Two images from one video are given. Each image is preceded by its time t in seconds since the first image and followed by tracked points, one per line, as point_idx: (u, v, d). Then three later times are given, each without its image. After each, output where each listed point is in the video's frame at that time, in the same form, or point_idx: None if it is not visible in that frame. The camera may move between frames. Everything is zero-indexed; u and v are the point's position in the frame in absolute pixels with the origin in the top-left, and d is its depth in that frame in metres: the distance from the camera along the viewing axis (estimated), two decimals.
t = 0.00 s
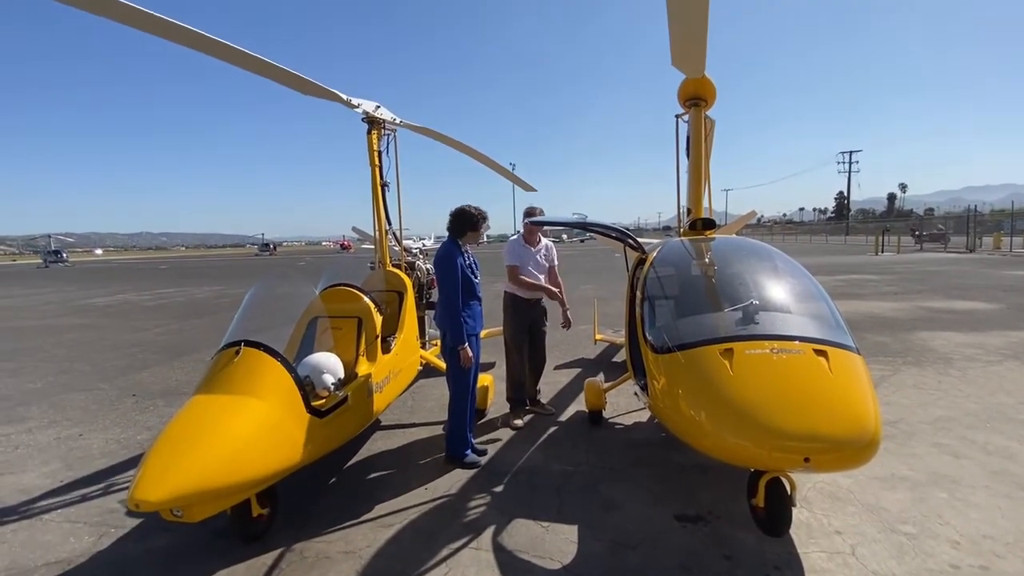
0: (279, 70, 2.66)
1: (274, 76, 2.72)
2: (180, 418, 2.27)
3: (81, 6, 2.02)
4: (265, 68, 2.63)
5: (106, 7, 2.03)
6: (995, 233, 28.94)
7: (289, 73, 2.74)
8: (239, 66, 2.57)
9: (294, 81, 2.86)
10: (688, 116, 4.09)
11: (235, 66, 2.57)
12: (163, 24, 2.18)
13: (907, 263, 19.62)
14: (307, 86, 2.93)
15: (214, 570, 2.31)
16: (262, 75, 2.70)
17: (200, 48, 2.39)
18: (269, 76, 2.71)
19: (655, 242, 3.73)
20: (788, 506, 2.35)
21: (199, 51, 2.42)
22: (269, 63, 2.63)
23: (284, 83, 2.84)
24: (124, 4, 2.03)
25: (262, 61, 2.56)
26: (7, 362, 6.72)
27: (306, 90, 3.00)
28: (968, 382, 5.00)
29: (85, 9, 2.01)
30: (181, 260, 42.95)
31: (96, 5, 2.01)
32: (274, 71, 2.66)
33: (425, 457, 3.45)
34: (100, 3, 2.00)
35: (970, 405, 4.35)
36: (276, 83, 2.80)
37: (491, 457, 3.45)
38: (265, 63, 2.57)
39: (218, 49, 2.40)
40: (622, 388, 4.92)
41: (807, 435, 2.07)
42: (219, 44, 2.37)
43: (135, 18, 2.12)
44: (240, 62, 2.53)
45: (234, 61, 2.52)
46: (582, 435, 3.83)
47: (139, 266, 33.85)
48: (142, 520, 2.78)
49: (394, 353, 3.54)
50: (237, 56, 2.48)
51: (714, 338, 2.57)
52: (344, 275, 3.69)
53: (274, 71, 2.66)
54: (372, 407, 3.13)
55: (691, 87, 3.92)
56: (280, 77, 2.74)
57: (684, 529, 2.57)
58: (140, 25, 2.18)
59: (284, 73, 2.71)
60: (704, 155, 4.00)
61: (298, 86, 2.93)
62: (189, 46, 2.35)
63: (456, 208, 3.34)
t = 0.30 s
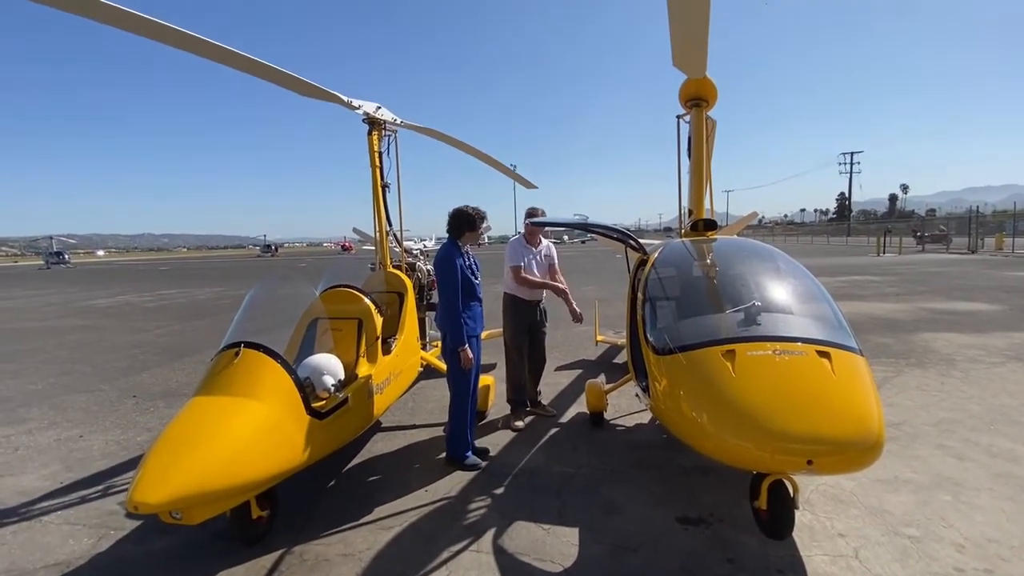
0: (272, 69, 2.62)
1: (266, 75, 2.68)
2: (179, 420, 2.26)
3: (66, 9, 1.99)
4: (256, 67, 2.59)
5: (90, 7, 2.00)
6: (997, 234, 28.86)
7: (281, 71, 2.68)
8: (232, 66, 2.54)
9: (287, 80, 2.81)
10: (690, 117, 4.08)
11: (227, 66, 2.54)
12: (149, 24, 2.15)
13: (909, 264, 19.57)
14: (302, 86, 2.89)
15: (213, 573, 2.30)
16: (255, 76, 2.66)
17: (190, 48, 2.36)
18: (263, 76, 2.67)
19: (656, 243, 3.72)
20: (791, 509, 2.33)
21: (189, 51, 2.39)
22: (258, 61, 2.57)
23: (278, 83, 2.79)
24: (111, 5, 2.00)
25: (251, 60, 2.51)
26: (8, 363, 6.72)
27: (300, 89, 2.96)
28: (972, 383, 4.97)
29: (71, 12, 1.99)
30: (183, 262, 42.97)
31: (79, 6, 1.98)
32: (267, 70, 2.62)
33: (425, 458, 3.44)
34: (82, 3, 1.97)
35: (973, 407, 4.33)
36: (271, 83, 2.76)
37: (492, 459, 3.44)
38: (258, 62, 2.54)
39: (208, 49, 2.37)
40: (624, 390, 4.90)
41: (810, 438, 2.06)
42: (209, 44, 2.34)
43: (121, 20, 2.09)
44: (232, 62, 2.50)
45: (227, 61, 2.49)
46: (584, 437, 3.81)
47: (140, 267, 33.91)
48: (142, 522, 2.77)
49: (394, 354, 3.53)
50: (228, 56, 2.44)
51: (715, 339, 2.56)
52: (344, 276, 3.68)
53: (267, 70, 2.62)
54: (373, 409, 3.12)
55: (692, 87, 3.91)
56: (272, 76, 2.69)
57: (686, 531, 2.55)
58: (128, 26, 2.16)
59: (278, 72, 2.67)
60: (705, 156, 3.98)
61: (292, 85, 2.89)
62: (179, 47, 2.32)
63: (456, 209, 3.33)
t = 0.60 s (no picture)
0: (270, 72, 2.62)
1: (265, 77, 2.67)
2: (179, 421, 2.26)
3: (58, 13, 1.98)
4: (255, 70, 2.58)
5: (83, 12, 1.99)
6: (997, 234, 28.85)
7: (280, 74, 2.68)
8: (229, 69, 2.54)
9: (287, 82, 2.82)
10: (690, 117, 4.07)
11: (224, 69, 2.53)
12: (144, 28, 2.15)
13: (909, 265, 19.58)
14: (300, 89, 2.89)
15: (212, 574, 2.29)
16: (253, 78, 2.66)
17: (186, 51, 2.35)
18: (261, 78, 2.66)
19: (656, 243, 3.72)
20: (792, 512, 2.32)
21: (185, 54, 2.38)
22: (256, 64, 2.57)
23: (277, 85, 2.79)
24: (105, 10, 1.99)
25: (250, 62, 2.50)
26: (8, 364, 6.72)
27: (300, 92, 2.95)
28: (972, 384, 4.97)
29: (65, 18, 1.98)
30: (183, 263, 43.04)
31: (73, 11, 1.97)
32: (265, 73, 2.61)
33: (426, 459, 3.44)
34: (76, 8, 1.96)
35: (974, 407, 4.33)
36: (268, 85, 2.75)
37: (492, 459, 3.44)
38: (255, 65, 2.53)
39: (204, 51, 2.36)
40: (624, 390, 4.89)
41: (811, 438, 2.05)
42: (203, 47, 2.32)
43: (115, 23, 2.08)
44: (229, 65, 2.49)
45: (224, 64, 2.48)
46: (584, 437, 3.81)
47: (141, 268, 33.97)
48: (141, 523, 2.76)
49: (395, 355, 3.53)
50: (225, 58, 2.44)
51: (715, 339, 2.56)
52: (344, 276, 3.69)
53: (265, 73, 2.61)
54: (373, 409, 3.12)
55: (692, 87, 3.91)
56: (271, 79, 2.69)
57: (687, 532, 2.55)
58: (123, 30, 2.15)
59: (276, 74, 2.66)
60: (705, 156, 3.98)
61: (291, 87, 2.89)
62: (175, 50, 2.31)
63: (455, 210, 3.34)
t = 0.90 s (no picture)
0: (265, 73, 2.61)
1: (260, 79, 2.66)
2: (179, 421, 2.26)
3: (49, 18, 1.97)
4: (251, 72, 2.58)
5: (78, 18, 1.99)
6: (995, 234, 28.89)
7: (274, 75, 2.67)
8: (225, 71, 2.53)
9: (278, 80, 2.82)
10: (689, 117, 4.07)
11: (221, 71, 2.53)
12: (138, 32, 2.15)
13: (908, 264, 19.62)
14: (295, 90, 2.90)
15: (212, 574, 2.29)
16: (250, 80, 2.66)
17: (181, 54, 2.35)
18: (257, 80, 2.66)
19: (655, 243, 3.72)
20: (791, 512, 2.32)
21: (180, 57, 2.38)
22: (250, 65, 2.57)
23: (273, 87, 2.79)
24: (98, 15, 1.99)
25: (245, 65, 2.51)
26: (7, 365, 6.73)
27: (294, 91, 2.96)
28: (971, 383, 4.97)
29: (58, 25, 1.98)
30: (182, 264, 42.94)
31: (68, 17, 1.97)
32: (261, 75, 2.61)
33: (425, 460, 3.44)
34: (71, 14, 1.96)
35: (972, 406, 4.34)
36: (262, 86, 2.74)
37: (491, 459, 3.44)
38: (251, 67, 2.53)
39: (199, 55, 2.35)
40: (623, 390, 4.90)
41: (809, 438, 2.06)
42: (196, 50, 2.31)
43: (109, 28, 2.08)
44: (225, 68, 2.49)
45: (219, 66, 2.47)
46: (583, 437, 3.81)
47: (139, 269, 33.94)
48: (140, 524, 2.76)
49: (394, 355, 3.53)
50: (219, 61, 2.42)
51: (713, 339, 2.56)
52: (343, 277, 3.69)
53: (260, 75, 2.61)
54: (372, 409, 3.12)
55: (691, 88, 3.91)
56: (266, 81, 2.69)
57: (686, 532, 2.55)
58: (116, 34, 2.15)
59: (271, 76, 2.65)
60: (704, 156, 3.99)
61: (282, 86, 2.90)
62: (170, 54, 2.31)
63: (453, 210, 3.34)
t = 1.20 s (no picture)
0: (257, 75, 2.60)
1: (255, 81, 2.67)
2: (175, 422, 2.25)
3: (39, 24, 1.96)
4: (245, 73, 2.58)
5: (72, 24, 2.00)
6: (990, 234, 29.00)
7: (269, 76, 2.68)
8: (220, 74, 2.54)
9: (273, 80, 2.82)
10: (686, 117, 4.08)
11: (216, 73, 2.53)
12: (131, 36, 2.15)
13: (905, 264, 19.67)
14: (290, 90, 2.89)
15: None
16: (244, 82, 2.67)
17: (174, 57, 2.35)
18: (252, 82, 2.67)
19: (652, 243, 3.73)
20: (788, 512, 2.33)
21: (175, 60, 2.38)
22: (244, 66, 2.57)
23: (268, 89, 2.80)
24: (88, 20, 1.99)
25: (239, 66, 2.51)
26: (3, 366, 6.71)
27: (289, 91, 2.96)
28: (967, 383, 4.99)
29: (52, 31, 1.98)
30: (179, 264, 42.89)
31: (62, 23, 1.98)
32: (256, 77, 2.61)
33: (423, 460, 3.44)
34: (65, 21, 1.97)
35: (968, 406, 4.35)
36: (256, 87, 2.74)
37: (489, 460, 3.44)
38: (244, 69, 2.52)
39: (193, 58, 2.36)
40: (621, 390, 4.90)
41: (805, 437, 2.06)
42: (185, 52, 2.31)
43: (103, 31, 2.08)
44: (220, 70, 2.50)
45: (213, 68, 2.47)
46: (581, 437, 3.82)
47: (136, 269, 33.84)
48: (137, 525, 2.75)
49: (391, 355, 3.53)
50: (212, 63, 2.42)
51: (710, 339, 2.57)
52: (341, 277, 3.68)
53: (255, 77, 2.62)
54: (370, 410, 3.12)
55: (688, 88, 3.92)
56: (261, 83, 2.69)
57: (684, 531, 2.56)
58: (111, 37, 2.15)
59: (267, 78, 2.66)
60: (701, 157, 4.00)
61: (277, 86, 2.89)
62: (164, 58, 2.31)
63: (450, 211, 3.35)
